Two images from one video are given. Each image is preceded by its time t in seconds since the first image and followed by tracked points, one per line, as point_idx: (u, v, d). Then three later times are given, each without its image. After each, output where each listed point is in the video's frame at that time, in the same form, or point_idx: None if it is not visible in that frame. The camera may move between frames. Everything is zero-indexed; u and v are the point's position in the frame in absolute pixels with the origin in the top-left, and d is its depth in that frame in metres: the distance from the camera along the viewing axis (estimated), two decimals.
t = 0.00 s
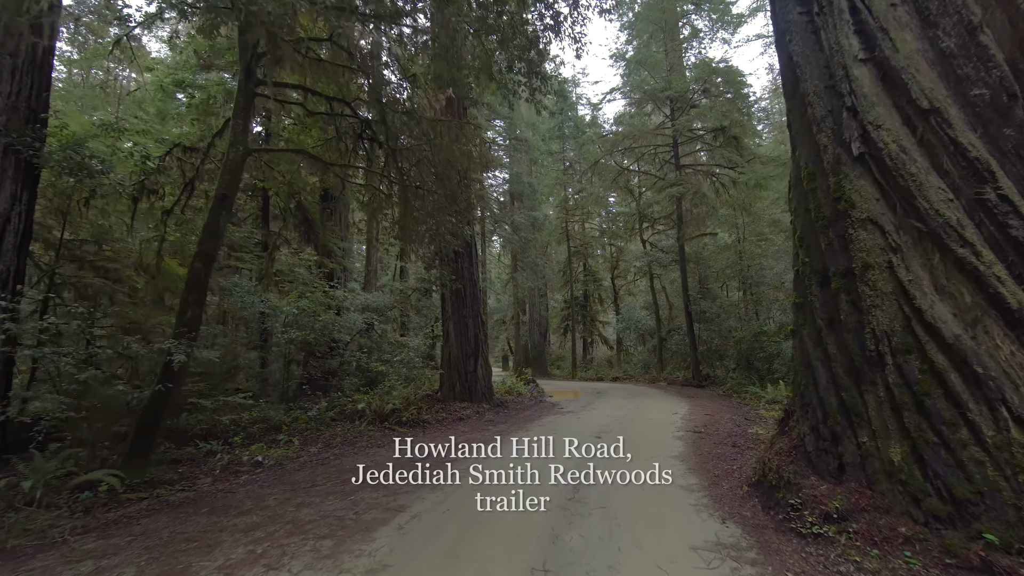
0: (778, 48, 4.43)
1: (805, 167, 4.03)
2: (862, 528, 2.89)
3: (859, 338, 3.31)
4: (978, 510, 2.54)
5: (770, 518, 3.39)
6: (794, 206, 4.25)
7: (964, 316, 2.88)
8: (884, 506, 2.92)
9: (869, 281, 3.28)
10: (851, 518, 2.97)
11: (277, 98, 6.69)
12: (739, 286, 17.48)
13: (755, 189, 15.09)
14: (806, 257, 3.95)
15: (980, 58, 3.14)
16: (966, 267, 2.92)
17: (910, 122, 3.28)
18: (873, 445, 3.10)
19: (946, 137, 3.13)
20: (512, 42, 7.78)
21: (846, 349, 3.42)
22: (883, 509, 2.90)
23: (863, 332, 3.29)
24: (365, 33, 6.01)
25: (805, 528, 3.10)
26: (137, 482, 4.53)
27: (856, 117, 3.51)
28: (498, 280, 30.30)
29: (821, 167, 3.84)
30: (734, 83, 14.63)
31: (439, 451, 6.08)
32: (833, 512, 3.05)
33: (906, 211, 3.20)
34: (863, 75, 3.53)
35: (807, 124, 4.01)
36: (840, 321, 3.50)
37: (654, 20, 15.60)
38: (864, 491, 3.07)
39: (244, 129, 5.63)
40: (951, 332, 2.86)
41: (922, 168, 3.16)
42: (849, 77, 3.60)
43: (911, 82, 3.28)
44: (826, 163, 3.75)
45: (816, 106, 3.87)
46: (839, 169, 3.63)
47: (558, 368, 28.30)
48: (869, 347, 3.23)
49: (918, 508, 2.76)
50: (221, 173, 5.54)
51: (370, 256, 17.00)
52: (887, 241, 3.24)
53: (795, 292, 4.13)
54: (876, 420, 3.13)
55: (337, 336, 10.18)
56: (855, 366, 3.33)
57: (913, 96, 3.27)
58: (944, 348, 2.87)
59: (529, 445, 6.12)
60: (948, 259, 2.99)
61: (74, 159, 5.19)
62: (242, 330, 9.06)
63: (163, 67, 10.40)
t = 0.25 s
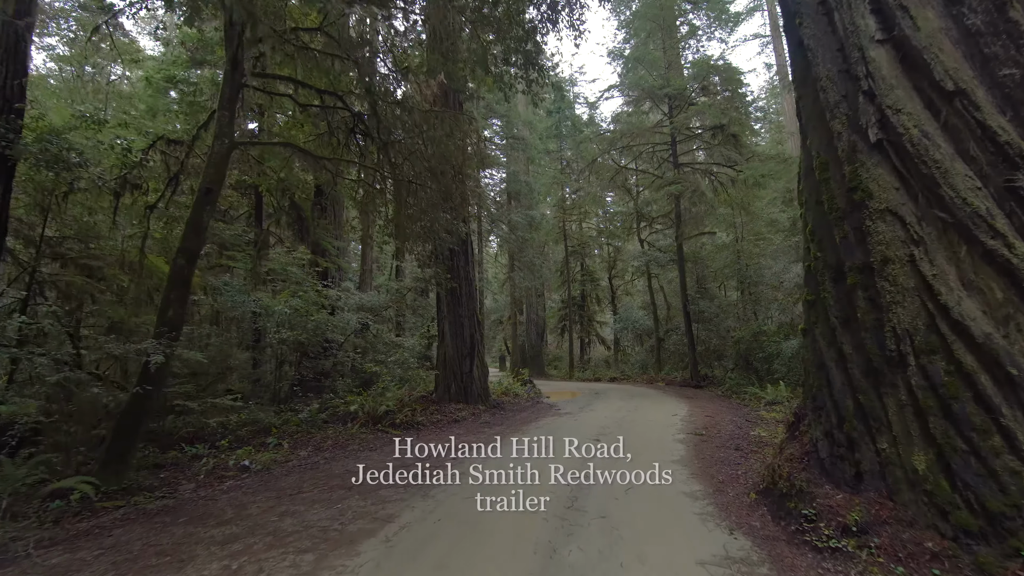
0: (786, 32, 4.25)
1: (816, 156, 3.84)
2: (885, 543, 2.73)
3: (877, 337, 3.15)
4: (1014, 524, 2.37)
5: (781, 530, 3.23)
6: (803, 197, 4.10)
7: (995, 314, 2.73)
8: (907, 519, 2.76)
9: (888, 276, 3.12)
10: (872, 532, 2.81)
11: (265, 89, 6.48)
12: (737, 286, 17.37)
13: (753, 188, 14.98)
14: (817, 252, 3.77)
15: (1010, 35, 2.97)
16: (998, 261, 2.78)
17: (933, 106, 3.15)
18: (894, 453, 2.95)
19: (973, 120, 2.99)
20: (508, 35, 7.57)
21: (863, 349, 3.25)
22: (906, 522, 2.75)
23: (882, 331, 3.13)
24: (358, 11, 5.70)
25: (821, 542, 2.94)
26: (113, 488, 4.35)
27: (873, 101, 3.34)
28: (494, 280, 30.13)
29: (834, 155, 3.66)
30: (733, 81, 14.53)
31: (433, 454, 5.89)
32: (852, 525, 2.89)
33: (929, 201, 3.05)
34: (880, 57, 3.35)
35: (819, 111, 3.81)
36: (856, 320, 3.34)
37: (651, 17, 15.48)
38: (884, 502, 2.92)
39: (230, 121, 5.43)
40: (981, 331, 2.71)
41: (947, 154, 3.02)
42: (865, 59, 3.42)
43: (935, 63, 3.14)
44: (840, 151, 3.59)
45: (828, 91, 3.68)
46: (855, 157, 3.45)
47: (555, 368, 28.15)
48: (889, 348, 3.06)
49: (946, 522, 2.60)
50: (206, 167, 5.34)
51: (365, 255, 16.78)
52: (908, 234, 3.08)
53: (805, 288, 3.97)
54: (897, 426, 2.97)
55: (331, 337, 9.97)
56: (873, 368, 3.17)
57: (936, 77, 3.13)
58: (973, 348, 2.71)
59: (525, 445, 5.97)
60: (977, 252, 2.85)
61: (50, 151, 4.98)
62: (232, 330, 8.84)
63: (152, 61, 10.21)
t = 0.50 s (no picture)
0: (800, 15, 4.09)
1: (831, 144, 3.70)
2: (910, 559, 2.51)
3: (900, 336, 2.98)
4: None
5: (792, 542, 3.05)
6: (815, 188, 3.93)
7: None
8: (934, 533, 2.58)
9: (911, 270, 2.96)
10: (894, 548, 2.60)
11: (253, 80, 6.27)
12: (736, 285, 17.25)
13: (752, 186, 14.86)
14: (832, 246, 3.64)
15: None
16: None
17: (959, 88, 2.96)
18: (919, 462, 2.78)
19: (1004, 100, 2.78)
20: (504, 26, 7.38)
21: (883, 350, 3.09)
22: (933, 537, 2.57)
23: (905, 329, 2.96)
24: (361, 1, 5.45)
25: (838, 556, 2.75)
26: (89, 495, 4.16)
27: (894, 84, 3.17)
28: (492, 280, 29.97)
29: (851, 142, 3.51)
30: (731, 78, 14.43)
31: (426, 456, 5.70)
32: (873, 540, 2.70)
33: (955, 189, 2.88)
34: (900, 35, 3.17)
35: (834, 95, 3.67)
36: (875, 318, 3.18)
37: (649, 14, 15.36)
38: (907, 513, 2.76)
39: (214, 112, 5.24)
40: (1015, 329, 2.51)
41: (975, 138, 2.84)
42: (884, 38, 3.25)
43: (962, 41, 2.94)
44: (857, 138, 3.43)
45: (844, 74, 3.53)
46: (874, 144, 3.30)
47: (552, 368, 27.99)
48: (912, 348, 2.89)
49: (977, 537, 2.42)
50: (189, 160, 5.13)
51: (360, 254, 16.58)
52: (932, 226, 2.92)
53: (819, 285, 3.82)
54: (921, 432, 2.80)
55: (323, 337, 9.76)
56: (895, 371, 3.00)
57: (964, 56, 2.93)
58: (1007, 349, 2.52)
59: (522, 446, 5.80)
60: (1009, 244, 2.65)
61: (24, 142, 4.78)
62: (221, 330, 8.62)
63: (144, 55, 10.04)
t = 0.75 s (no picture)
0: None
1: (845, 129, 3.53)
2: None
3: (925, 334, 2.81)
4: None
5: (807, 556, 2.88)
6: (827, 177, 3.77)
7: None
8: (965, 551, 2.40)
9: (938, 263, 2.80)
10: (921, 566, 2.43)
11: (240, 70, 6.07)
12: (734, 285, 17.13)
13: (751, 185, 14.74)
14: (846, 239, 3.46)
15: None
16: None
17: (990, 66, 2.80)
18: (947, 471, 2.60)
19: None
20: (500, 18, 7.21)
21: (906, 349, 2.91)
22: (964, 554, 2.38)
23: (930, 327, 2.79)
24: None
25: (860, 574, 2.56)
26: (64, 502, 3.96)
27: (916, 63, 2.99)
28: (488, 280, 29.77)
29: (867, 127, 3.35)
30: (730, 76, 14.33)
31: (419, 458, 5.51)
32: (898, 557, 2.51)
33: (986, 173, 2.72)
34: (925, 12, 3.01)
35: (848, 77, 3.49)
36: (896, 315, 3.01)
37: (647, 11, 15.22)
38: (934, 528, 2.57)
39: (199, 103, 5.03)
40: None
41: (1011, 118, 2.66)
42: (907, 15, 3.08)
43: (995, 14, 2.78)
44: (875, 121, 3.26)
45: (861, 54, 3.35)
46: (894, 128, 3.13)
47: (548, 369, 27.84)
48: (939, 347, 2.72)
49: (1015, 555, 2.24)
50: (172, 152, 4.93)
51: (355, 253, 16.37)
52: (960, 215, 2.75)
53: (832, 280, 3.64)
54: (950, 439, 2.62)
55: (316, 336, 9.56)
56: (919, 372, 2.82)
57: (996, 30, 2.76)
58: None
59: (518, 447, 5.63)
60: None
61: None
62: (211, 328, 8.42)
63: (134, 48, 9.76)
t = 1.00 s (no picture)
0: None
1: (863, 113, 3.30)
2: None
3: (955, 333, 2.58)
4: None
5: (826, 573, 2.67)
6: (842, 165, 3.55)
7: None
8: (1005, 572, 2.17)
9: (969, 255, 2.57)
10: None
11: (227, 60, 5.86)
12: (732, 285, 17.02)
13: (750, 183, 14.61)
14: (864, 231, 3.23)
15: None
16: None
17: None
18: (982, 483, 2.38)
19: None
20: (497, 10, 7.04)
21: (934, 349, 2.69)
22: None
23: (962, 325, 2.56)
24: None
25: None
26: (31, 512, 3.73)
27: (945, 37, 2.78)
28: (486, 280, 29.61)
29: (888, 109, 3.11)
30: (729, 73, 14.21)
31: (411, 462, 5.31)
32: None
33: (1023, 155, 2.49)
34: None
35: (868, 56, 3.27)
36: (922, 312, 2.78)
37: (646, 8, 15.07)
38: (968, 546, 2.34)
39: (181, 92, 4.80)
40: None
41: None
42: None
43: None
44: (898, 103, 3.03)
45: (883, 31, 3.14)
46: (921, 109, 2.90)
47: (546, 369, 27.69)
48: (973, 347, 2.49)
49: None
50: (152, 143, 4.70)
51: (350, 252, 16.17)
52: (994, 201, 2.52)
53: (848, 277, 3.41)
54: (985, 447, 2.40)
55: (308, 336, 9.34)
56: (949, 375, 2.60)
57: None
58: None
59: (514, 450, 5.43)
60: None
61: None
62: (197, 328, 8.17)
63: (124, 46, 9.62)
